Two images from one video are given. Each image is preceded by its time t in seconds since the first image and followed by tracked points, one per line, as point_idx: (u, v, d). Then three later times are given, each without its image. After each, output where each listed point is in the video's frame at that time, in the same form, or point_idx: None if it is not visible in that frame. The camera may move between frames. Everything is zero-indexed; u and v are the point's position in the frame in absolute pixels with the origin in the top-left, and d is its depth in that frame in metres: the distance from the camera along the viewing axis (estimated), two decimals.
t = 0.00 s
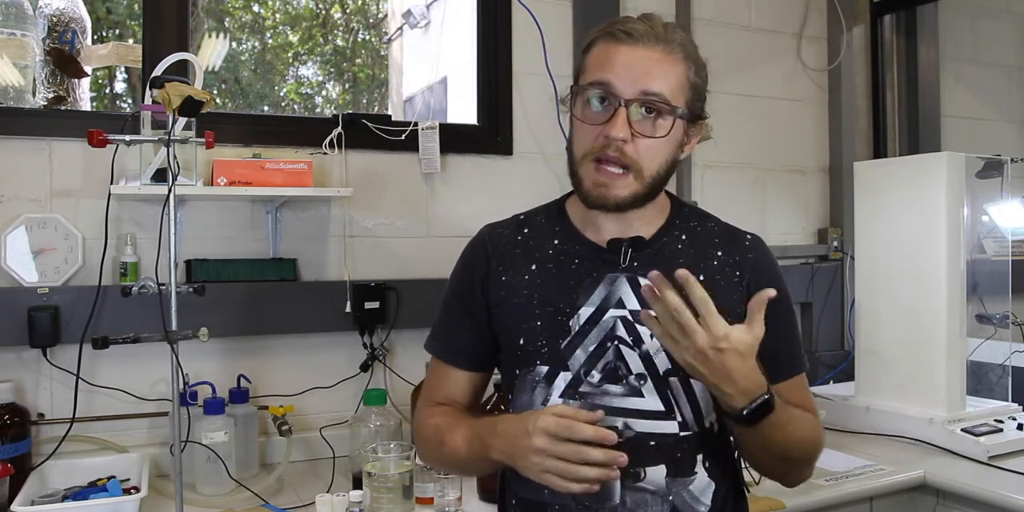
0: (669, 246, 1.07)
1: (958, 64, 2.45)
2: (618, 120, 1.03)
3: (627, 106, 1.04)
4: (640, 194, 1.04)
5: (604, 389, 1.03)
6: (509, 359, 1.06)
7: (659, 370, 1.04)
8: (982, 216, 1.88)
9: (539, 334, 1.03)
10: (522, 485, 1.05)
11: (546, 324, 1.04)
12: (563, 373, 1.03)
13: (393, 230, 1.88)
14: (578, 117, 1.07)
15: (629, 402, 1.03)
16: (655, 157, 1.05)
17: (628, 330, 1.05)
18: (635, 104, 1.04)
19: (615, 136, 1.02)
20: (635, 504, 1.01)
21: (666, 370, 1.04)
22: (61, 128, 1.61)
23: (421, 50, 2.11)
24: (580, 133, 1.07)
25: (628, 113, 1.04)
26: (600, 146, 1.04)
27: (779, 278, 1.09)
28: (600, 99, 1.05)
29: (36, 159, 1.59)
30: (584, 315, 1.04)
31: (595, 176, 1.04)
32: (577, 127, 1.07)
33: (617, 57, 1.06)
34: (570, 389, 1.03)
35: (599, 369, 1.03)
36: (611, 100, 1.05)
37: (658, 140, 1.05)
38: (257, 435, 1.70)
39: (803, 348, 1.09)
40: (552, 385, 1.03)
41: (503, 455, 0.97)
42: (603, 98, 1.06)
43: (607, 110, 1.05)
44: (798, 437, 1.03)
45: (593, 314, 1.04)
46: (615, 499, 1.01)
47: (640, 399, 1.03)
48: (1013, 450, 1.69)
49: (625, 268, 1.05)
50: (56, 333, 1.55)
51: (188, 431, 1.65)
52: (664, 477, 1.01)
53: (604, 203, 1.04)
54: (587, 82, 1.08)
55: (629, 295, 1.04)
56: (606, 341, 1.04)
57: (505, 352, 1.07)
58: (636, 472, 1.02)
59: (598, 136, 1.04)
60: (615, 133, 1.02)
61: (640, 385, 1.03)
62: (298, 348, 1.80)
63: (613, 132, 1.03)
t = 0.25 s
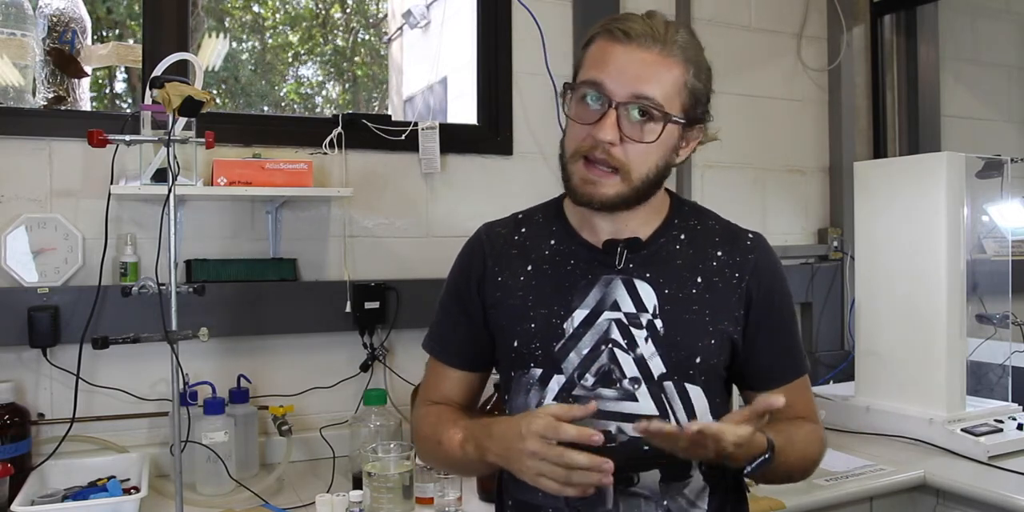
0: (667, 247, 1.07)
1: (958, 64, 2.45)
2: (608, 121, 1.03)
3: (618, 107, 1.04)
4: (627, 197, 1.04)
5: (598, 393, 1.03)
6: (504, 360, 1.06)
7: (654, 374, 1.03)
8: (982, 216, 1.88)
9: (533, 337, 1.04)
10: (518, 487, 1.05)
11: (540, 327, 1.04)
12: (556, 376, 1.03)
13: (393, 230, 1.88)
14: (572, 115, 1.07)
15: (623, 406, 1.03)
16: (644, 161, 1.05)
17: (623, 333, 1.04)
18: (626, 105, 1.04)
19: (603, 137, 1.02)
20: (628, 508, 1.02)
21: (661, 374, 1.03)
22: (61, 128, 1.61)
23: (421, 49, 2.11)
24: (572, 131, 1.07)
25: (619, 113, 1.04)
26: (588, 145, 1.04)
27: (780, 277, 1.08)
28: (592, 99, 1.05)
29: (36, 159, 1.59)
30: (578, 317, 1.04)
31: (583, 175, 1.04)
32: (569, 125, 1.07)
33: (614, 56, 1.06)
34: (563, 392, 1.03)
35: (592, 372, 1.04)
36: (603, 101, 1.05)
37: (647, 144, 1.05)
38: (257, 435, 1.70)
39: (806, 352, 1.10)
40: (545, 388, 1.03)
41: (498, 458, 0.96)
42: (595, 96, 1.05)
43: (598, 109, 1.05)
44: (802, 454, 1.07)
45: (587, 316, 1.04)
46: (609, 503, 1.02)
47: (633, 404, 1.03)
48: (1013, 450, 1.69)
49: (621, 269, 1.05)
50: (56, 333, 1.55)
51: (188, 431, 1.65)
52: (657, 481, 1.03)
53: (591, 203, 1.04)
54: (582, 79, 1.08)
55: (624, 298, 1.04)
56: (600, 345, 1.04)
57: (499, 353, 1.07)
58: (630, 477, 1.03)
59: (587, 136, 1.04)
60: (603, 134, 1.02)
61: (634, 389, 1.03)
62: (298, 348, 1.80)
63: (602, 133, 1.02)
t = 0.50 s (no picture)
0: (671, 252, 1.07)
1: (958, 64, 2.45)
2: (603, 120, 1.03)
3: (615, 106, 1.04)
4: (619, 195, 1.03)
5: (601, 398, 1.03)
6: (504, 361, 1.06)
7: (656, 380, 1.03)
8: (982, 216, 1.88)
9: (535, 339, 1.04)
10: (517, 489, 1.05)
11: (543, 329, 1.04)
12: (558, 380, 1.03)
13: (393, 230, 1.88)
14: (571, 112, 1.07)
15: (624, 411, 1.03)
16: (636, 162, 1.05)
17: (626, 339, 1.04)
18: (622, 105, 1.04)
19: (597, 135, 1.02)
20: None
21: (664, 380, 1.03)
22: (61, 128, 1.61)
23: (422, 51, 2.10)
24: (569, 129, 1.07)
25: (615, 113, 1.04)
26: (582, 143, 1.04)
27: (784, 285, 1.08)
28: (590, 98, 1.05)
29: (36, 159, 1.59)
30: (581, 321, 1.04)
31: (576, 172, 1.04)
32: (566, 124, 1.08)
33: (618, 55, 1.06)
34: (565, 396, 1.03)
35: (595, 377, 1.04)
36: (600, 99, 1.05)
37: (641, 145, 1.04)
38: (257, 435, 1.70)
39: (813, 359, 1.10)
40: (547, 391, 1.03)
41: (513, 471, 0.97)
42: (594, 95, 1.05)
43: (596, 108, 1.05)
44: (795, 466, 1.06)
45: (590, 320, 1.04)
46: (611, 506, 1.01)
47: (636, 410, 1.03)
48: (1013, 450, 1.69)
49: (625, 274, 1.05)
50: (56, 333, 1.55)
51: (188, 431, 1.65)
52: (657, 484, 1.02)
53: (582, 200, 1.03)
54: (583, 77, 1.08)
55: (629, 303, 1.04)
56: (604, 350, 1.04)
57: (500, 353, 1.07)
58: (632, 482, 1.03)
59: (582, 133, 1.04)
60: (596, 131, 1.02)
61: (637, 395, 1.03)
62: (298, 347, 1.80)
63: (595, 131, 1.02)
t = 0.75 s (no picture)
0: (674, 252, 1.07)
1: (958, 64, 2.45)
2: (607, 122, 1.03)
3: (618, 108, 1.04)
4: (626, 197, 1.03)
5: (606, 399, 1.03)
6: (508, 363, 1.06)
7: (662, 381, 1.03)
8: (982, 216, 1.88)
9: (540, 341, 1.03)
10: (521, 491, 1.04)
11: (548, 331, 1.04)
12: (564, 382, 1.03)
13: (393, 230, 1.88)
14: (573, 115, 1.07)
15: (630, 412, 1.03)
16: (641, 164, 1.05)
17: (632, 340, 1.04)
18: (626, 106, 1.04)
19: (601, 138, 1.02)
20: None
21: (669, 381, 1.03)
22: (61, 128, 1.61)
23: (421, 50, 2.11)
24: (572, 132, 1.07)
25: (619, 115, 1.04)
26: (586, 146, 1.04)
27: (785, 283, 1.09)
28: (592, 100, 1.05)
29: (36, 159, 1.59)
30: (587, 322, 1.04)
31: (581, 175, 1.04)
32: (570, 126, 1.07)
33: (618, 56, 1.06)
34: (570, 397, 1.03)
35: (600, 378, 1.04)
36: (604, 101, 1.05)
37: (645, 146, 1.05)
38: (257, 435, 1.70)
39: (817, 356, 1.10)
40: (553, 393, 1.03)
41: (524, 472, 0.98)
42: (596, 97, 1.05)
43: (598, 110, 1.05)
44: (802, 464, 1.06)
45: (595, 322, 1.04)
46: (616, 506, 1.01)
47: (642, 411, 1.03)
48: (1013, 450, 1.69)
49: (629, 274, 1.05)
50: (56, 333, 1.55)
51: (188, 431, 1.65)
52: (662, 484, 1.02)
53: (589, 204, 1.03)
54: (584, 79, 1.08)
55: (633, 304, 1.04)
56: (609, 351, 1.04)
57: (503, 354, 1.06)
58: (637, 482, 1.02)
59: (587, 136, 1.04)
60: (602, 134, 1.02)
61: (642, 396, 1.03)
62: (298, 347, 1.80)
63: (601, 133, 1.02)
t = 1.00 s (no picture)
0: (674, 252, 1.07)
1: (958, 64, 2.45)
2: (604, 122, 1.03)
3: (615, 108, 1.04)
4: (623, 198, 1.03)
5: (607, 398, 1.03)
6: (509, 363, 1.06)
7: (663, 380, 1.03)
8: (982, 216, 1.88)
9: (541, 341, 1.03)
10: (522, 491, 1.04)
11: (548, 331, 1.04)
12: (564, 381, 1.03)
13: (393, 230, 1.88)
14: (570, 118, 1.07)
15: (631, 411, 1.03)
16: (640, 163, 1.05)
17: (632, 339, 1.04)
18: (623, 107, 1.04)
19: (600, 138, 1.02)
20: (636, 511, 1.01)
21: (669, 380, 1.03)
22: (61, 128, 1.61)
23: (422, 50, 2.12)
24: (570, 134, 1.07)
25: (616, 115, 1.04)
26: (585, 147, 1.03)
27: (784, 283, 1.09)
28: (589, 101, 1.05)
29: (36, 159, 1.59)
30: (587, 322, 1.04)
31: (579, 176, 1.03)
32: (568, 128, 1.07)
33: (614, 58, 1.06)
34: (571, 397, 1.03)
35: (601, 378, 1.03)
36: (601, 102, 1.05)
37: (644, 146, 1.04)
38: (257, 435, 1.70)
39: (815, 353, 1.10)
40: (553, 392, 1.03)
41: (528, 473, 0.97)
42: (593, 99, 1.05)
43: (596, 111, 1.04)
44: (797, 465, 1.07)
45: (596, 322, 1.04)
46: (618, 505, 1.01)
47: (643, 410, 1.03)
48: (1013, 450, 1.69)
49: (629, 274, 1.05)
50: (56, 333, 1.55)
51: (188, 431, 1.65)
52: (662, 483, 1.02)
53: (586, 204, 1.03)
54: (580, 82, 1.08)
55: (633, 304, 1.04)
56: (609, 350, 1.04)
57: (504, 355, 1.06)
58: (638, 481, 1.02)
59: (584, 137, 1.04)
60: (600, 134, 1.02)
61: (643, 395, 1.03)
62: (298, 347, 1.80)
63: (598, 134, 1.02)
